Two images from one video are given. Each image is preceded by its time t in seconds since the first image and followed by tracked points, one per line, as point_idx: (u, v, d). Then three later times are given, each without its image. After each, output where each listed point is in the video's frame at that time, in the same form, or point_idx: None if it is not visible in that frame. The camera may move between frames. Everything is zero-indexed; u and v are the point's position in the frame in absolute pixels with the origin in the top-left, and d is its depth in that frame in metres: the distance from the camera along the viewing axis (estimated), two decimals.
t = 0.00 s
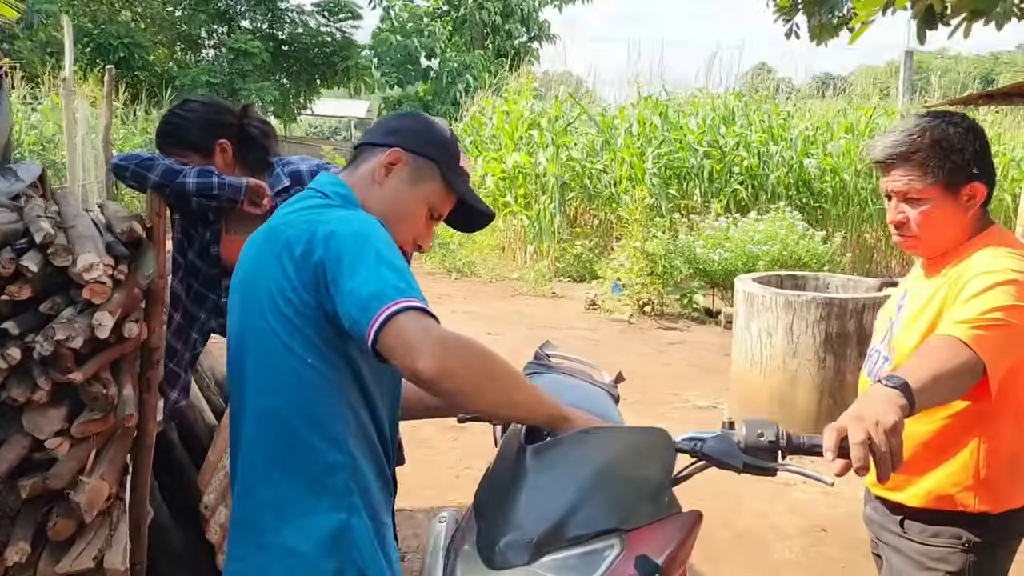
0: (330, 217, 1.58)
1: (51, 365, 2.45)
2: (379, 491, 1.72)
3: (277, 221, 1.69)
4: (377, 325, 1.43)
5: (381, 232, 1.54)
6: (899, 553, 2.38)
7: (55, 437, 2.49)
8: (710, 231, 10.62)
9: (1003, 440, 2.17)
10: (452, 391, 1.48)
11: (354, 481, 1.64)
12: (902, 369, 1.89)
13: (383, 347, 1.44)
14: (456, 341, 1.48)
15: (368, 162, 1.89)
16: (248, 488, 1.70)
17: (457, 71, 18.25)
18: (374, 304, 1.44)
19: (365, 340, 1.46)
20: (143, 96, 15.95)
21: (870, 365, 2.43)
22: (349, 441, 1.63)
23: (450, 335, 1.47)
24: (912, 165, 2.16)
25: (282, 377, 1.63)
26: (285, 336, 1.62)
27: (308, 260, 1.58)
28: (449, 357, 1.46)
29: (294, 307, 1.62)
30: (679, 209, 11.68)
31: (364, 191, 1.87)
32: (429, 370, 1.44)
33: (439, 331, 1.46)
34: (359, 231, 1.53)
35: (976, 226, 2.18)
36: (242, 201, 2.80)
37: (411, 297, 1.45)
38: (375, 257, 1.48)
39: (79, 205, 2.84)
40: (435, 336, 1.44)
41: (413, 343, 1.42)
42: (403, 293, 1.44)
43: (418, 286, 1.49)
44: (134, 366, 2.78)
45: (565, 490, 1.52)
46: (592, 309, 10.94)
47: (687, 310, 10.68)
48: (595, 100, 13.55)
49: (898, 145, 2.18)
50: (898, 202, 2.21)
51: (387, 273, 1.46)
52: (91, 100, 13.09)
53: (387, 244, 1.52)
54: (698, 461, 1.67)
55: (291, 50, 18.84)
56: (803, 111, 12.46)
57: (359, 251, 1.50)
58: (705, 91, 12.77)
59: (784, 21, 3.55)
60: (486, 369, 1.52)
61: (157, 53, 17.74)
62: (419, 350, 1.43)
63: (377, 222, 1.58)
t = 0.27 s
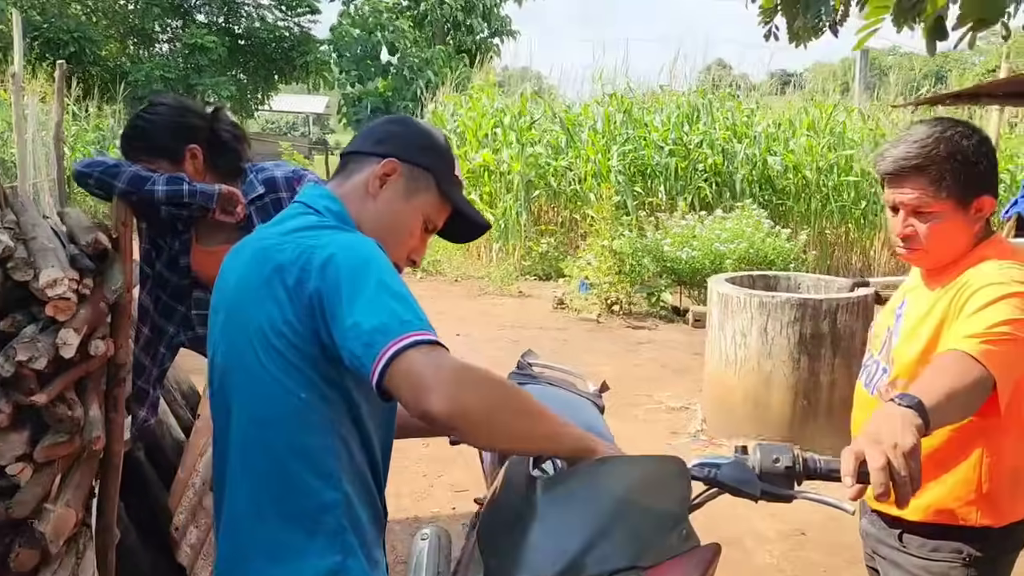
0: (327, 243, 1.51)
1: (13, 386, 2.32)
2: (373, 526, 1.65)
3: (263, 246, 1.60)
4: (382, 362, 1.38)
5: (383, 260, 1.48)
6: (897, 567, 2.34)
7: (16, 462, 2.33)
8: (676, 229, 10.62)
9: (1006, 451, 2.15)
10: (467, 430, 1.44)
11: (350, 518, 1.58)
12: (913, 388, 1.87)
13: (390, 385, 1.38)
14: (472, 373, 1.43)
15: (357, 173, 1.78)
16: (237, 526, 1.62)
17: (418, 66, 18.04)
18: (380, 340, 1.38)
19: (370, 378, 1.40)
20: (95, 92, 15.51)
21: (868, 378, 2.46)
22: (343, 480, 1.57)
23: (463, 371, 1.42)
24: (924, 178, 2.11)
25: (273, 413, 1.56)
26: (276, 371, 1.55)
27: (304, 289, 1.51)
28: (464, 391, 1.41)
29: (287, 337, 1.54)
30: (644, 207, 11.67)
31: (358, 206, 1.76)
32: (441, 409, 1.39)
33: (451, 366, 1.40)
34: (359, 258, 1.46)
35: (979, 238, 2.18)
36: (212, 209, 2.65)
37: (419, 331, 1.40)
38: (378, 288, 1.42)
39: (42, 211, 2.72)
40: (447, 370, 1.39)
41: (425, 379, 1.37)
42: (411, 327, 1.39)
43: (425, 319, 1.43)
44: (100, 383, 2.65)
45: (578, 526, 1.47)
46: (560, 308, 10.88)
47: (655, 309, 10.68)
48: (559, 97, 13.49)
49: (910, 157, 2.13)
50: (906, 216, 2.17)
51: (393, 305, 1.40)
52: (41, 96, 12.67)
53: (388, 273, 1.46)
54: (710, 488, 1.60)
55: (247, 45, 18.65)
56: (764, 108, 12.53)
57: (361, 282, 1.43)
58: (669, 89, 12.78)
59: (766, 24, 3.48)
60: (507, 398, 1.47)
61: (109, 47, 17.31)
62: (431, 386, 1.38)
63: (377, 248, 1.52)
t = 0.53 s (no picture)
0: (282, 264, 1.49)
1: None
2: (336, 547, 1.63)
3: (216, 264, 1.57)
4: (337, 391, 1.37)
5: (341, 282, 1.46)
6: (852, 565, 2.39)
7: None
8: (633, 227, 10.69)
9: (953, 457, 2.20)
10: (423, 463, 1.43)
11: (311, 540, 1.56)
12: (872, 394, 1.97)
13: (344, 414, 1.38)
14: (429, 405, 1.42)
15: (314, 184, 1.75)
16: (195, 549, 1.59)
17: (375, 64, 17.87)
18: (334, 367, 1.38)
19: (325, 406, 1.40)
20: (41, 89, 15.10)
21: (824, 379, 2.51)
22: (304, 500, 1.55)
23: (418, 398, 1.41)
24: (892, 188, 2.17)
25: (229, 436, 1.53)
26: (233, 392, 1.52)
27: (259, 312, 1.49)
28: (417, 429, 1.40)
29: (243, 359, 1.51)
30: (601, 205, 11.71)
31: (316, 218, 1.74)
32: (394, 442, 1.39)
33: (406, 393, 1.40)
34: (317, 281, 1.44)
35: (938, 244, 2.26)
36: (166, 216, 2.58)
37: (375, 358, 1.39)
38: (333, 314, 1.41)
39: None
40: (402, 405, 1.38)
41: (378, 413, 1.37)
42: (367, 354, 1.38)
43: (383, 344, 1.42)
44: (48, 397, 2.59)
45: (538, 543, 1.46)
46: (519, 307, 10.88)
47: (613, 307, 10.74)
48: (515, 94, 13.47)
49: (881, 167, 2.17)
50: (872, 224, 2.23)
51: (349, 332, 1.39)
52: None
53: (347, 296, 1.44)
54: (670, 497, 1.61)
55: (199, 41, 18.46)
56: (718, 106, 12.66)
57: (317, 307, 1.42)
58: (624, 87, 12.85)
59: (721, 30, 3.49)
60: (462, 433, 1.46)
61: (54, 43, 16.90)
62: (383, 423, 1.37)
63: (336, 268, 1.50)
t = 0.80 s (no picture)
0: (178, 253, 1.51)
1: None
2: (238, 530, 1.66)
3: (114, 253, 1.59)
4: (225, 379, 1.42)
5: (238, 272, 1.49)
6: (760, 540, 2.48)
7: None
8: (571, 222, 10.79)
9: (837, 434, 2.33)
10: (311, 448, 1.48)
11: (212, 524, 1.58)
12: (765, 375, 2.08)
13: (231, 402, 1.43)
14: (317, 395, 1.47)
15: (219, 175, 1.76)
16: (93, 534, 1.60)
17: (314, 60, 17.70)
18: (223, 357, 1.42)
19: (212, 394, 1.44)
20: None
21: (732, 355, 2.61)
22: (205, 485, 1.57)
23: (307, 388, 1.46)
24: (794, 174, 2.27)
25: (127, 422, 1.54)
26: (130, 380, 1.54)
27: (154, 300, 1.51)
28: (303, 418, 1.44)
29: (139, 346, 1.53)
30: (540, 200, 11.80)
31: (220, 210, 1.75)
32: (280, 429, 1.43)
33: (295, 383, 1.45)
34: (213, 271, 1.47)
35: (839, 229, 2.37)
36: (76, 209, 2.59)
37: (265, 350, 1.43)
38: (225, 306, 1.45)
39: None
40: (287, 395, 1.43)
41: (263, 401, 1.41)
42: (256, 345, 1.43)
43: (275, 335, 1.47)
44: None
45: (433, 520, 1.50)
46: (458, 302, 10.90)
47: (552, 300, 10.84)
48: (454, 90, 13.47)
49: (785, 154, 2.26)
50: (776, 209, 2.33)
51: (241, 323, 1.43)
52: None
53: (242, 285, 1.47)
54: (568, 475, 1.66)
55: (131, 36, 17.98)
56: (656, 102, 12.85)
57: (210, 297, 1.45)
58: (562, 83, 12.95)
59: (638, 28, 3.57)
60: (351, 421, 1.50)
61: None
62: (268, 411, 1.42)
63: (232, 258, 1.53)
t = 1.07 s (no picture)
0: (37, 234, 1.53)
1: None
2: (103, 508, 1.70)
3: None
4: (88, 352, 1.44)
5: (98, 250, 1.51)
6: (648, 510, 2.59)
7: None
8: (488, 214, 10.87)
9: (710, 401, 2.46)
10: (174, 418, 1.49)
11: (75, 502, 1.62)
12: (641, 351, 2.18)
13: (95, 374, 1.44)
14: (182, 365, 1.48)
15: (82, 159, 1.76)
16: None
17: (230, 52, 17.36)
18: (85, 330, 1.44)
19: (76, 367, 1.45)
20: None
21: (614, 326, 2.71)
22: (68, 465, 1.61)
23: (171, 358, 1.48)
24: (671, 150, 2.37)
25: None
26: None
27: (13, 280, 1.52)
28: (168, 387, 1.46)
29: None
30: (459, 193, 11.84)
31: (83, 193, 1.74)
32: (144, 399, 1.45)
33: (157, 354, 1.47)
34: (73, 250, 1.49)
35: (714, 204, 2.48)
36: None
37: (128, 323, 1.46)
38: (87, 282, 1.47)
39: None
40: (150, 365, 1.45)
41: (127, 372, 1.43)
42: (118, 318, 1.45)
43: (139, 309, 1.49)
44: None
45: (303, 488, 1.53)
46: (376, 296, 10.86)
47: (471, 292, 10.91)
48: (371, 84, 13.38)
49: (662, 130, 2.36)
50: (655, 183, 2.42)
51: (103, 298, 1.46)
52: None
53: (105, 263, 1.50)
54: (438, 445, 1.72)
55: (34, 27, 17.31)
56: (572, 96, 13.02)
57: (72, 274, 1.47)
58: (480, 77, 13.01)
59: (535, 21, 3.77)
60: (213, 387, 1.51)
61: None
62: (131, 381, 1.44)
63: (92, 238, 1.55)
